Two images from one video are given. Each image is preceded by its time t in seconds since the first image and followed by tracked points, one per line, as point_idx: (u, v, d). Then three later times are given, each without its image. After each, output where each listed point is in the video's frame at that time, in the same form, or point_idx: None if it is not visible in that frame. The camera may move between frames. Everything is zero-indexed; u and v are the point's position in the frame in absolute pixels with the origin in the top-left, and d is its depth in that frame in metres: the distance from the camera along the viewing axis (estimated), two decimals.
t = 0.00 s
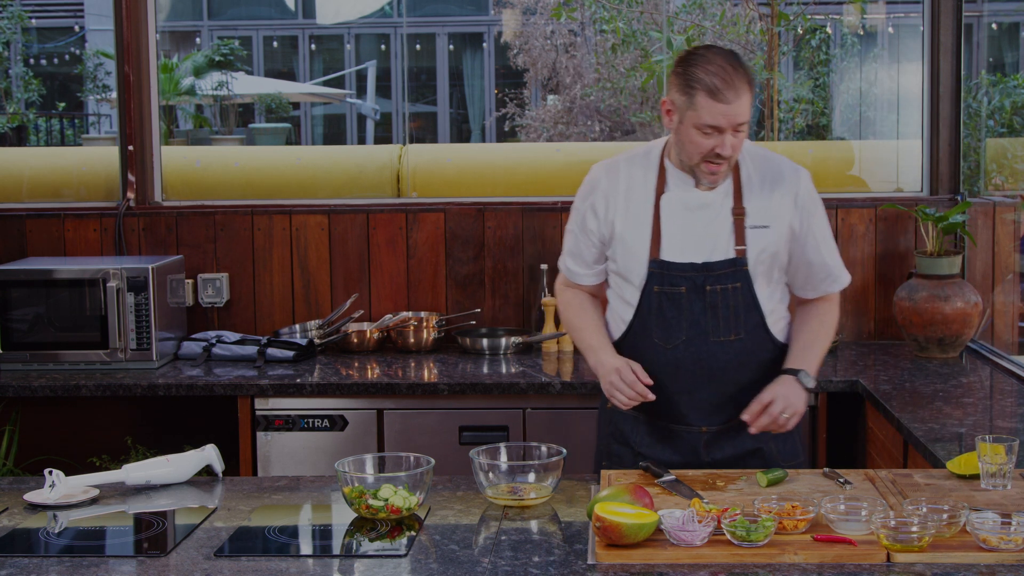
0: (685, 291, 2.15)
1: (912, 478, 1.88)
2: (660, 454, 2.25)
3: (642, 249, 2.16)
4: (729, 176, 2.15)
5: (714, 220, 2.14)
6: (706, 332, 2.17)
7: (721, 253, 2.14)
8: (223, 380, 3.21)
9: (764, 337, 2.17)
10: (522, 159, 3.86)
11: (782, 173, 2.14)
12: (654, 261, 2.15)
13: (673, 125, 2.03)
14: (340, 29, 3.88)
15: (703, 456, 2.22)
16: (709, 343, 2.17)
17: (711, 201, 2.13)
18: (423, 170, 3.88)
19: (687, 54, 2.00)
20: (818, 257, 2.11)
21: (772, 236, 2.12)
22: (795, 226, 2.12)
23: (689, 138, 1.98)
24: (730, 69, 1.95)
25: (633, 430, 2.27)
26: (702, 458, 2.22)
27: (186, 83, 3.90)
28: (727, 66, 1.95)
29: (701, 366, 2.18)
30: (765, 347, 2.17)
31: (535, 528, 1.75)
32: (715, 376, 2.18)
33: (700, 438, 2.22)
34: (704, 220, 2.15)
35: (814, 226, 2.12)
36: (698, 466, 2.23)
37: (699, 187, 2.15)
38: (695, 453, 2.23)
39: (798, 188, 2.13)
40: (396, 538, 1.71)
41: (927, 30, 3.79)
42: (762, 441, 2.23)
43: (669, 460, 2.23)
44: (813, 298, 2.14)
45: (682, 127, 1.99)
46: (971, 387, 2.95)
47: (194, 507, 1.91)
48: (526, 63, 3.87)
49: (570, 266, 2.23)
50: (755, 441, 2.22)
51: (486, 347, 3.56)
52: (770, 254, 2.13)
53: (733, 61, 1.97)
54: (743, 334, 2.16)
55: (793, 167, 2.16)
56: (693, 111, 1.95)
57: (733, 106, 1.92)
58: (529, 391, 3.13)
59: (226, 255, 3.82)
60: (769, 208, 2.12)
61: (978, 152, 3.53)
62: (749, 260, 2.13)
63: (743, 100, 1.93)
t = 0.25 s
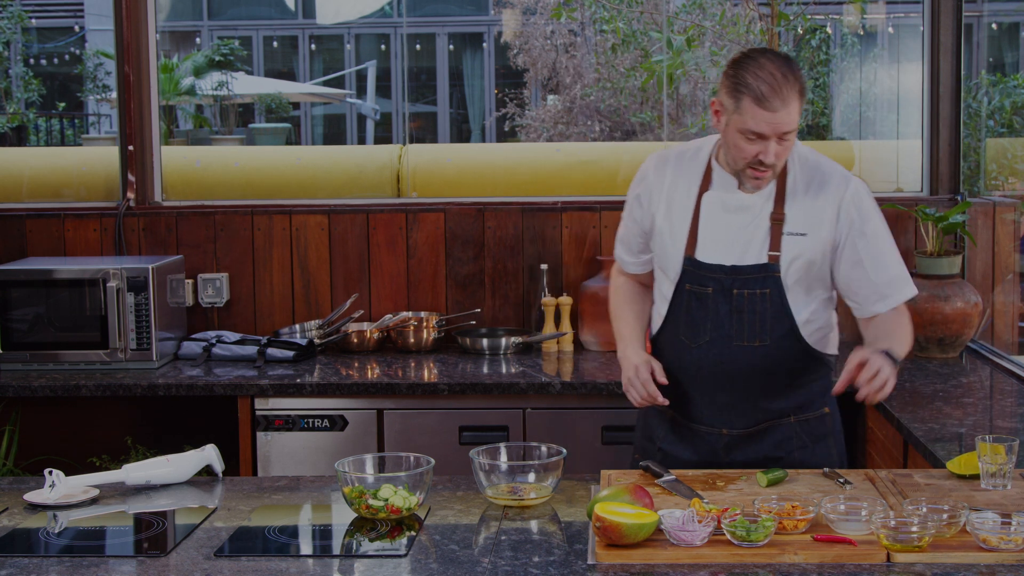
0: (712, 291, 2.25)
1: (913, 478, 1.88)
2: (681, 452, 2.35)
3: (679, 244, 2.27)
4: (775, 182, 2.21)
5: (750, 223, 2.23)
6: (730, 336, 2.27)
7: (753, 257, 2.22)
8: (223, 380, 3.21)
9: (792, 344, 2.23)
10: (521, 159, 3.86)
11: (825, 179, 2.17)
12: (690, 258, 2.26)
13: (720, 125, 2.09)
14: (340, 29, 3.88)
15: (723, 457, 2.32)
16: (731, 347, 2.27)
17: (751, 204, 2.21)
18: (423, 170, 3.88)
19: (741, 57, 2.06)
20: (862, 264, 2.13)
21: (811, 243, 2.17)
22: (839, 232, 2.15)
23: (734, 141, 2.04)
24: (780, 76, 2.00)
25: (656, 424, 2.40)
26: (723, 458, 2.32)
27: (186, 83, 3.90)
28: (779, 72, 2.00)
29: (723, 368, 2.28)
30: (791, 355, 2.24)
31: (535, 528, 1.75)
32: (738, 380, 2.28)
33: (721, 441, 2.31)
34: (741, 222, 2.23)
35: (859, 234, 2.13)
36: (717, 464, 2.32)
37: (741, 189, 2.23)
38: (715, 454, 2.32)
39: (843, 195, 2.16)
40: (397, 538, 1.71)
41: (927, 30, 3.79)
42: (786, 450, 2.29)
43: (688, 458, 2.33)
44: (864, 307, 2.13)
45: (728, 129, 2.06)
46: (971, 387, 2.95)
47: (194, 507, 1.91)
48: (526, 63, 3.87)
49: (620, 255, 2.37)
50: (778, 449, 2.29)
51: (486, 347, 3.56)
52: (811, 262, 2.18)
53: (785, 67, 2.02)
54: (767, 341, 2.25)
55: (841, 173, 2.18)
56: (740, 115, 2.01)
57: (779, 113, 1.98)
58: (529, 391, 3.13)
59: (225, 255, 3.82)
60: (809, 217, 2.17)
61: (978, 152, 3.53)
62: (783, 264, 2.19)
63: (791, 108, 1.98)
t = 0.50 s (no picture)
0: (725, 291, 2.24)
1: (913, 478, 1.88)
2: (685, 446, 2.31)
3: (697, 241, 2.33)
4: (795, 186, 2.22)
5: (769, 224, 2.23)
6: (741, 336, 2.24)
7: (768, 259, 2.22)
8: (223, 380, 3.21)
9: (803, 349, 2.20)
10: (521, 159, 3.86)
11: (846, 180, 2.18)
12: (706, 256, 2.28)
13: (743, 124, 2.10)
14: (340, 29, 3.88)
15: (729, 457, 2.26)
16: (740, 347, 2.24)
17: (770, 206, 2.22)
18: (423, 170, 3.88)
19: (763, 56, 2.07)
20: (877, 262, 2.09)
21: (827, 245, 2.15)
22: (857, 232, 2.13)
23: (750, 141, 2.05)
24: (794, 75, 2.00)
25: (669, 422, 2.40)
26: (728, 458, 2.26)
27: (186, 83, 3.90)
28: (795, 72, 2.00)
29: (732, 367, 2.24)
30: (802, 361, 2.20)
31: (535, 528, 1.75)
32: (747, 380, 2.23)
33: (727, 440, 2.26)
34: (760, 223, 2.24)
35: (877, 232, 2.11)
36: (722, 463, 2.27)
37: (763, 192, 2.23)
38: (721, 453, 2.27)
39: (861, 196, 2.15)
40: (397, 538, 1.71)
41: (927, 30, 3.79)
42: (793, 456, 2.24)
43: (694, 452, 2.28)
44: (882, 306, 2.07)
45: (747, 129, 2.07)
46: (971, 387, 2.95)
47: (194, 507, 1.91)
48: (526, 63, 3.87)
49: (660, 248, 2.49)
50: (784, 454, 2.24)
51: (486, 347, 3.56)
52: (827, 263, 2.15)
53: (801, 66, 2.01)
54: (778, 344, 2.21)
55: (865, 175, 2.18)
56: (754, 113, 2.02)
57: (790, 112, 1.97)
58: (529, 391, 3.14)
59: (225, 255, 3.82)
60: (825, 219, 2.17)
61: (978, 152, 3.53)
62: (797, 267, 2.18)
63: (803, 107, 1.97)
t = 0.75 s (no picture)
0: (728, 293, 2.24)
1: (913, 478, 1.88)
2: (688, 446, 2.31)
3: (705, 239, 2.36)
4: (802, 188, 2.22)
5: (772, 226, 2.24)
6: (743, 339, 2.22)
7: (770, 263, 2.23)
8: (223, 380, 3.21)
9: (806, 353, 2.18)
10: (521, 159, 3.86)
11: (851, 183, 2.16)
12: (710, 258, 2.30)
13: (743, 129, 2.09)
14: (340, 29, 3.88)
15: (730, 458, 2.26)
16: (742, 349, 2.22)
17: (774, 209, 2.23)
18: (423, 170, 3.88)
19: (762, 61, 2.07)
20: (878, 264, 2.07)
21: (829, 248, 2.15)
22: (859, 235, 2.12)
23: (751, 145, 2.03)
24: (792, 76, 1.99)
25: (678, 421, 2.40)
26: (729, 458, 2.26)
27: (186, 83, 3.90)
28: (793, 73, 1.99)
29: (734, 369, 2.23)
30: (805, 364, 2.19)
31: (535, 528, 1.75)
32: (749, 383, 2.22)
33: (728, 441, 2.26)
34: (763, 225, 2.25)
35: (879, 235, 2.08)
36: (723, 463, 2.28)
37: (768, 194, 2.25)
38: (722, 453, 2.27)
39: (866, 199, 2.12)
40: (397, 538, 1.71)
41: (927, 30, 3.79)
42: (793, 459, 2.23)
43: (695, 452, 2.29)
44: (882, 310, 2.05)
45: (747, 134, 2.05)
46: (971, 387, 2.95)
47: (194, 507, 1.91)
48: (526, 63, 3.87)
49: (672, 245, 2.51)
50: (785, 457, 2.23)
51: (486, 347, 3.56)
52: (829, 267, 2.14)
53: (799, 68, 2.00)
54: (780, 348, 2.19)
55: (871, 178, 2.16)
56: (752, 115, 2.00)
57: (788, 112, 1.96)
58: (529, 391, 3.14)
59: (225, 255, 3.82)
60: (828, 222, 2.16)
61: (978, 152, 3.53)
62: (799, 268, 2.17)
63: (801, 107, 1.96)
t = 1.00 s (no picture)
0: (728, 291, 2.23)
1: (913, 478, 1.88)
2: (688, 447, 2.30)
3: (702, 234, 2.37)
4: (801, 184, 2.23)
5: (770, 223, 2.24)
6: (743, 336, 2.22)
7: (769, 260, 2.23)
8: (223, 380, 3.21)
9: (805, 350, 2.18)
10: (521, 159, 3.86)
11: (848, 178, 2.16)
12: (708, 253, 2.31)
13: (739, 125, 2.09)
14: (340, 29, 3.88)
15: (729, 457, 2.25)
16: (742, 347, 2.21)
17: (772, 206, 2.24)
18: (423, 170, 3.88)
19: (759, 56, 2.07)
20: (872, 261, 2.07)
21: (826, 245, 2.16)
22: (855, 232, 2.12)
23: (747, 140, 2.03)
24: (788, 72, 1.99)
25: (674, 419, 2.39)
26: (729, 457, 2.25)
27: (186, 83, 3.90)
28: (789, 68, 1.99)
29: (735, 367, 2.22)
30: (804, 360, 2.19)
31: (535, 528, 1.75)
32: (749, 380, 2.21)
33: (727, 440, 2.24)
34: (761, 222, 2.26)
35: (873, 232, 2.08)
36: (722, 463, 2.26)
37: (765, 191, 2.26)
38: (721, 452, 2.26)
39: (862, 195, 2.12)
40: (396, 538, 1.71)
41: (927, 30, 3.79)
42: (793, 457, 2.23)
43: (694, 452, 2.28)
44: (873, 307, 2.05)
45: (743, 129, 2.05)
46: (971, 387, 2.95)
47: (194, 507, 1.91)
48: (526, 63, 3.87)
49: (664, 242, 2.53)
50: (784, 455, 2.23)
51: (486, 347, 3.56)
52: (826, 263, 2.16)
53: (795, 64, 2.00)
54: (779, 345, 2.19)
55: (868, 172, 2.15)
56: (748, 110, 2.01)
57: (784, 107, 1.96)
58: (529, 391, 3.13)
59: (225, 255, 3.82)
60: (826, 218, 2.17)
61: (978, 152, 3.53)
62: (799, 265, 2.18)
63: (797, 102, 1.96)
